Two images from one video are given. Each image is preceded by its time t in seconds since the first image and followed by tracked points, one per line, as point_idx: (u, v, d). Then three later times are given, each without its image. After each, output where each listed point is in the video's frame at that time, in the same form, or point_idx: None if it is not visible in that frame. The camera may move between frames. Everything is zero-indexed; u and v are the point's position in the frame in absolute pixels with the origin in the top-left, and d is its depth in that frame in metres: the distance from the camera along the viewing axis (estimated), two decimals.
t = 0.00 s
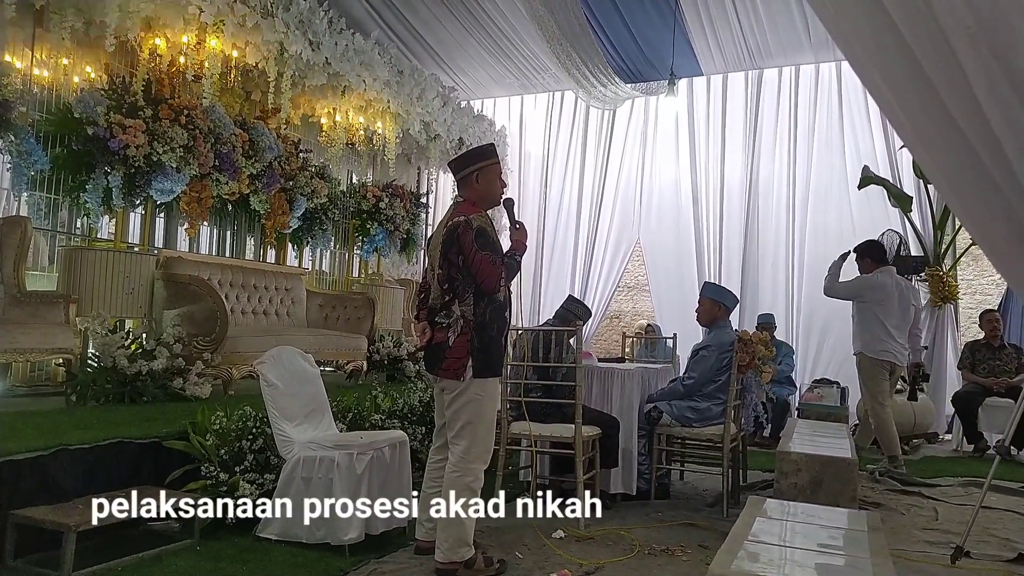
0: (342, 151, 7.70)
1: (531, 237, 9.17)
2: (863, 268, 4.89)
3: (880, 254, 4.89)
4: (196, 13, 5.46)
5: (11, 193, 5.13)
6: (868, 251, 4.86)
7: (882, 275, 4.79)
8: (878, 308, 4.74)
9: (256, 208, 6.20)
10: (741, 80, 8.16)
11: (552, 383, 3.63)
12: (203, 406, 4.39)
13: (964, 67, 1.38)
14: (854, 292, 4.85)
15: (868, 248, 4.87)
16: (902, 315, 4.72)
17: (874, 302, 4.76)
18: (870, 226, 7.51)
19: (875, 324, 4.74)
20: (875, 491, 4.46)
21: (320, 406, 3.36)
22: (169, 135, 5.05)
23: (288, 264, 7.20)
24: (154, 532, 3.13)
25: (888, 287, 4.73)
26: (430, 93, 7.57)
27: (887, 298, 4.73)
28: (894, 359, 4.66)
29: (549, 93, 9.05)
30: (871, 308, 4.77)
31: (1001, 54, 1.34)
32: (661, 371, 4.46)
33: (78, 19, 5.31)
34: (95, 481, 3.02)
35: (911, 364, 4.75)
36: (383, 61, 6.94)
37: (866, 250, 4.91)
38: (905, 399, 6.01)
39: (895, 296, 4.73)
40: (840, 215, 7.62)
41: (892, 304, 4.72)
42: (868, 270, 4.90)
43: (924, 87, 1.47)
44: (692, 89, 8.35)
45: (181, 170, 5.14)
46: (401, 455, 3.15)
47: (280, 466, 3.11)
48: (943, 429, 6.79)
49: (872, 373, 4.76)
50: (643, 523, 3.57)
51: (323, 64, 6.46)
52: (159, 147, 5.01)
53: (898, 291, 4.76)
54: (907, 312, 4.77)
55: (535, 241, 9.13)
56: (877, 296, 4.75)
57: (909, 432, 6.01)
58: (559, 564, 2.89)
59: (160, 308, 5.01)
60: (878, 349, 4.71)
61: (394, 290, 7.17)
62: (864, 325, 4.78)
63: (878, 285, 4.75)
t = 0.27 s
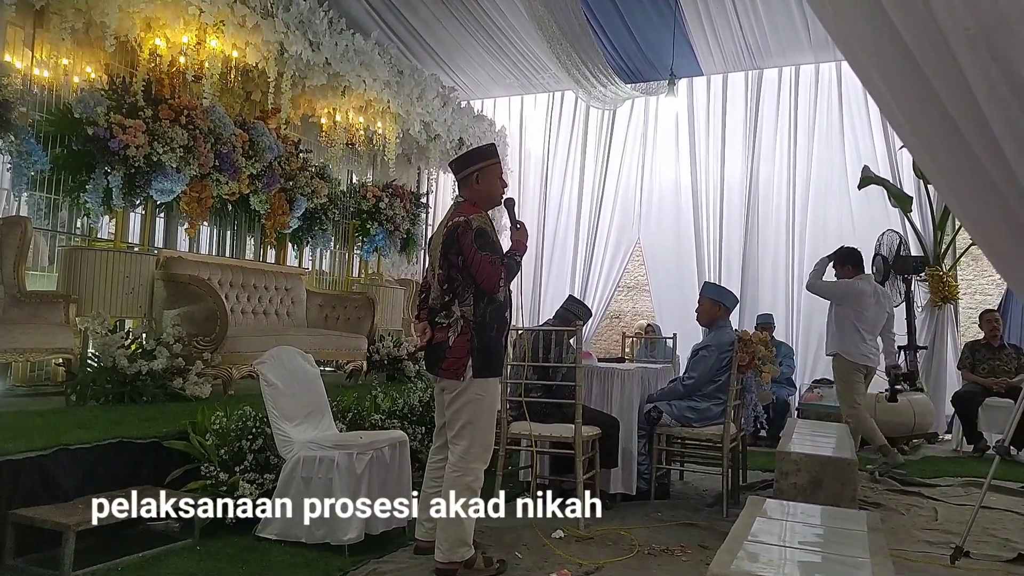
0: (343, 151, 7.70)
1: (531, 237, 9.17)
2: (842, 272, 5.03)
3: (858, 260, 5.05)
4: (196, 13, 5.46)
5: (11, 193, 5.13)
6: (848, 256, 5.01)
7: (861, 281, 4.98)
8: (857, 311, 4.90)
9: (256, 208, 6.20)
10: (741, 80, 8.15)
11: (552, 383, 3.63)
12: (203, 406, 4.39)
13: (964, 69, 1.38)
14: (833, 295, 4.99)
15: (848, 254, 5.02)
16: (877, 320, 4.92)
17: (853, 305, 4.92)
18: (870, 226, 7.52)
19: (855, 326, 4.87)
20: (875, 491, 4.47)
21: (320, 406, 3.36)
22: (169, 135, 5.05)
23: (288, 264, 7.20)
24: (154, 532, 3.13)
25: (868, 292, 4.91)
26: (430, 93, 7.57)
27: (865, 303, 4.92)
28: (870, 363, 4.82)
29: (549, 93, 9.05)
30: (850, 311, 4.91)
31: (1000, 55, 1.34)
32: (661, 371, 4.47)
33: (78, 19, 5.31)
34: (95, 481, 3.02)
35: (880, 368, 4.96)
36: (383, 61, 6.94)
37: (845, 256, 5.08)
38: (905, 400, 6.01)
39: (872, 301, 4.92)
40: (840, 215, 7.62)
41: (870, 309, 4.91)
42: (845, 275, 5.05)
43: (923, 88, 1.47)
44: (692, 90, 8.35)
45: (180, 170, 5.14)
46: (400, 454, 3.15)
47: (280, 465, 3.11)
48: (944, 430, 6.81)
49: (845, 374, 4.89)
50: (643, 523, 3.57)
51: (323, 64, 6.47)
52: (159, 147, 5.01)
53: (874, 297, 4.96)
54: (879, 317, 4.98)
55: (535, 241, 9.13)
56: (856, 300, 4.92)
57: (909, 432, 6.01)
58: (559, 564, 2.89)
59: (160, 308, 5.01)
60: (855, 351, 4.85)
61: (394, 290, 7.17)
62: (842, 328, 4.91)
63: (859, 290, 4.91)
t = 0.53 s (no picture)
0: (341, 149, 7.69)
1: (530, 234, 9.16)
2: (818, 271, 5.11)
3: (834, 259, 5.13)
4: (194, 12, 5.46)
5: (9, 192, 5.11)
6: (825, 255, 5.08)
7: (835, 278, 5.06)
8: (832, 308, 4.99)
9: (255, 206, 6.19)
10: (740, 78, 8.15)
11: (551, 381, 3.63)
12: (202, 405, 4.38)
13: (965, 67, 1.38)
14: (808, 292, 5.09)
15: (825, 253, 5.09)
16: (851, 317, 5.01)
17: (829, 302, 5.00)
18: (868, 224, 7.52)
19: (828, 323, 4.97)
20: (874, 488, 4.47)
21: (319, 404, 3.36)
22: (167, 134, 5.05)
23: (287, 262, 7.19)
24: (153, 531, 3.13)
25: (842, 290, 5.01)
26: (429, 91, 7.57)
27: (840, 301, 4.99)
28: (846, 359, 4.92)
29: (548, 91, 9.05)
30: (824, 308, 5.01)
31: (999, 51, 1.34)
32: (660, 369, 4.48)
33: (75, 17, 5.29)
34: (93, 480, 3.02)
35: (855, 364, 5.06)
36: (381, 59, 6.92)
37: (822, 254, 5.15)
38: (904, 397, 6.02)
39: (847, 299, 5.00)
40: (839, 213, 7.62)
41: (845, 306, 4.99)
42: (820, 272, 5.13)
43: (923, 86, 1.47)
44: (691, 87, 8.34)
45: (179, 169, 5.13)
46: (399, 453, 3.15)
47: (279, 464, 3.11)
48: (943, 426, 6.81)
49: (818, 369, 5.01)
50: (642, 521, 3.57)
51: (321, 62, 6.46)
52: (158, 145, 5.00)
53: (849, 295, 5.04)
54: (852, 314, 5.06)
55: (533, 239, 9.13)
56: (832, 298, 5.00)
57: (907, 430, 6.02)
58: (558, 561, 2.89)
59: (158, 307, 5.01)
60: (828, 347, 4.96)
61: (393, 288, 7.17)
62: (815, 324, 5.01)
63: (833, 287, 5.00)
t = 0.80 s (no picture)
0: (338, 149, 7.68)
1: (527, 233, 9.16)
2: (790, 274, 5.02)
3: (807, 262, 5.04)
4: (190, 11, 5.45)
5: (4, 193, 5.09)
6: (797, 258, 4.98)
7: (806, 282, 5.00)
8: (802, 313, 4.94)
9: (252, 207, 6.18)
10: (736, 76, 8.15)
11: (548, 380, 3.64)
12: (200, 405, 4.38)
13: (957, 63, 1.40)
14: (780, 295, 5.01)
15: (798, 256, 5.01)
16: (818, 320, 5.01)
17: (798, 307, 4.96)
18: (865, 222, 7.54)
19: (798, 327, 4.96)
20: (871, 486, 4.48)
21: (316, 404, 3.35)
22: (163, 134, 5.05)
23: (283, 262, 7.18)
24: (150, 531, 3.13)
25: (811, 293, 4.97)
26: (425, 90, 7.57)
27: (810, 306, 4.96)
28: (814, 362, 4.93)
29: (544, 91, 9.04)
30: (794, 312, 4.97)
31: (991, 45, 1.36)
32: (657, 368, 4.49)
33: (71, 17, 5.28)
34: (90, 480, 3.02)
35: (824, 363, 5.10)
36: (378, 59, 6.92)
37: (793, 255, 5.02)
38: (901, 395, 6.03)
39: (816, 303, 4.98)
40: (835, 211, 7.64)
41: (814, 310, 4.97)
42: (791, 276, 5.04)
43: (917, 81, 1.49)
44: (688, 86, 8.34)
45: (175, 169, 5.16)
46: (397, 452, 3.15)
47: (277, 464, 3.11)
48: (939, 424, 6.84)
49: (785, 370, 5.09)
50: (640, 519, 3.57)
51: (318, 61, 6.45)
52: (154, 145, 5.01)
53: (819, 298, 5.01)
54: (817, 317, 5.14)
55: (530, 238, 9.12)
56: (802, 302, 4.94)
57: (904, 428, 6.02)
58: (555, 560, 2.90)
59: (155, 307, 5.01)
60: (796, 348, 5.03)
61: (390, 288, 7.17)
62: (785, 327, 4.98)
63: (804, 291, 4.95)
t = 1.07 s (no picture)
0: (335, 148, 7.68)
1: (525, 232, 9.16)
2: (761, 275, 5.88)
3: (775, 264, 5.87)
4: (187, 11, 5.44)
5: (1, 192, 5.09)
6: (765, 260, 5.87)
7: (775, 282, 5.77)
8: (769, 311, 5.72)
9: (249, 206, 6.17)
10: (734, 75, 8.15)
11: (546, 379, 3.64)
12: (198, 405, 4.37)
13: (957, 67, 1.40)
14: (752, 295, 5.82)
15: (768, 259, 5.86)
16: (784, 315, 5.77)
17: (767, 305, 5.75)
18: (862, 221, 7.55)
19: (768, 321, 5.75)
20: (869, 484, 4.49)
21: (314, 403, 3.35)
22: (160, 133, 5.04)
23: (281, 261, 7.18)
24: (148, 531, 3.12)
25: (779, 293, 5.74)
26: (423, 89, 7.56)
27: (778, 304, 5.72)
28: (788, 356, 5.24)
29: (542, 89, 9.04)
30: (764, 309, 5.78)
31: (991, 49, 1.36)
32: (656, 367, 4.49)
33: (67, 17, 5.27)
34: (88, 480, 3.01)
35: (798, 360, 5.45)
36: (375, 57, 6.92)
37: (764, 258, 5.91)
38: (899, 393, 6.04)
39: (784, 301, 5.74)
40: (833, 209, 7.64)
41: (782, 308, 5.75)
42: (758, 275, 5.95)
43: (917, 84, 1.49)
44: (686, 84, 8.34)
45: (173, 168, 5.13)
46: (396, 451, 3.15)
47: (276, 463, 3.11)
48: (937, 421, 6.84)
49: (778, 362, 5.48)
50: (638, 518, 3.58)
51: (315, 60, 6.44)
52: (151, 144, 4.99)
53: (787, 296, 5.75)
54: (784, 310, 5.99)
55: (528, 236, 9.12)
56: (771, 301, 5.72)
57: (902, 425, 6.03)
58: (554, 559, 2.90)
59: (153, 307, 4.99)
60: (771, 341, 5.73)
61: (388, 287, 7.16)
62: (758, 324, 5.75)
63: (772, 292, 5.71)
